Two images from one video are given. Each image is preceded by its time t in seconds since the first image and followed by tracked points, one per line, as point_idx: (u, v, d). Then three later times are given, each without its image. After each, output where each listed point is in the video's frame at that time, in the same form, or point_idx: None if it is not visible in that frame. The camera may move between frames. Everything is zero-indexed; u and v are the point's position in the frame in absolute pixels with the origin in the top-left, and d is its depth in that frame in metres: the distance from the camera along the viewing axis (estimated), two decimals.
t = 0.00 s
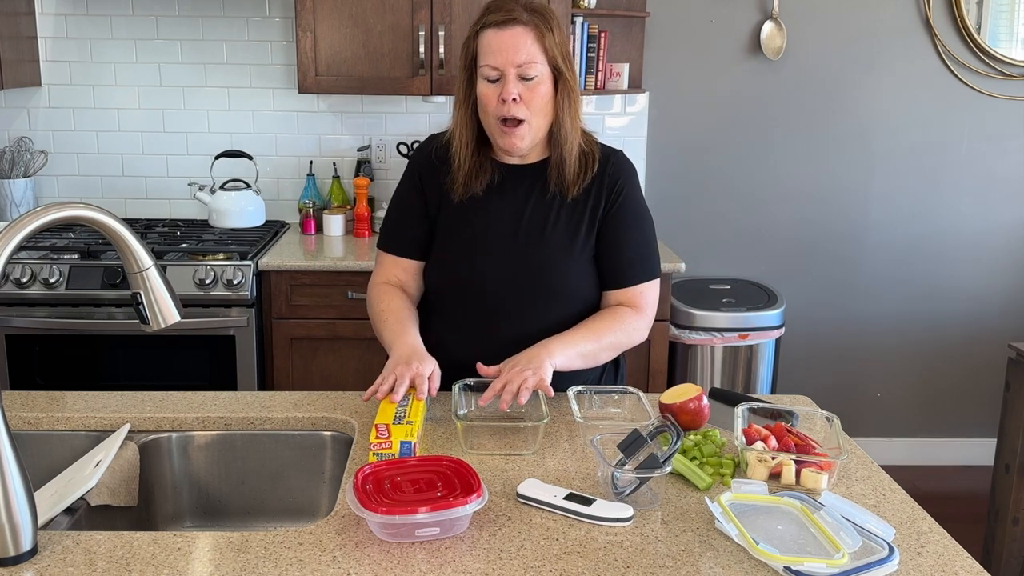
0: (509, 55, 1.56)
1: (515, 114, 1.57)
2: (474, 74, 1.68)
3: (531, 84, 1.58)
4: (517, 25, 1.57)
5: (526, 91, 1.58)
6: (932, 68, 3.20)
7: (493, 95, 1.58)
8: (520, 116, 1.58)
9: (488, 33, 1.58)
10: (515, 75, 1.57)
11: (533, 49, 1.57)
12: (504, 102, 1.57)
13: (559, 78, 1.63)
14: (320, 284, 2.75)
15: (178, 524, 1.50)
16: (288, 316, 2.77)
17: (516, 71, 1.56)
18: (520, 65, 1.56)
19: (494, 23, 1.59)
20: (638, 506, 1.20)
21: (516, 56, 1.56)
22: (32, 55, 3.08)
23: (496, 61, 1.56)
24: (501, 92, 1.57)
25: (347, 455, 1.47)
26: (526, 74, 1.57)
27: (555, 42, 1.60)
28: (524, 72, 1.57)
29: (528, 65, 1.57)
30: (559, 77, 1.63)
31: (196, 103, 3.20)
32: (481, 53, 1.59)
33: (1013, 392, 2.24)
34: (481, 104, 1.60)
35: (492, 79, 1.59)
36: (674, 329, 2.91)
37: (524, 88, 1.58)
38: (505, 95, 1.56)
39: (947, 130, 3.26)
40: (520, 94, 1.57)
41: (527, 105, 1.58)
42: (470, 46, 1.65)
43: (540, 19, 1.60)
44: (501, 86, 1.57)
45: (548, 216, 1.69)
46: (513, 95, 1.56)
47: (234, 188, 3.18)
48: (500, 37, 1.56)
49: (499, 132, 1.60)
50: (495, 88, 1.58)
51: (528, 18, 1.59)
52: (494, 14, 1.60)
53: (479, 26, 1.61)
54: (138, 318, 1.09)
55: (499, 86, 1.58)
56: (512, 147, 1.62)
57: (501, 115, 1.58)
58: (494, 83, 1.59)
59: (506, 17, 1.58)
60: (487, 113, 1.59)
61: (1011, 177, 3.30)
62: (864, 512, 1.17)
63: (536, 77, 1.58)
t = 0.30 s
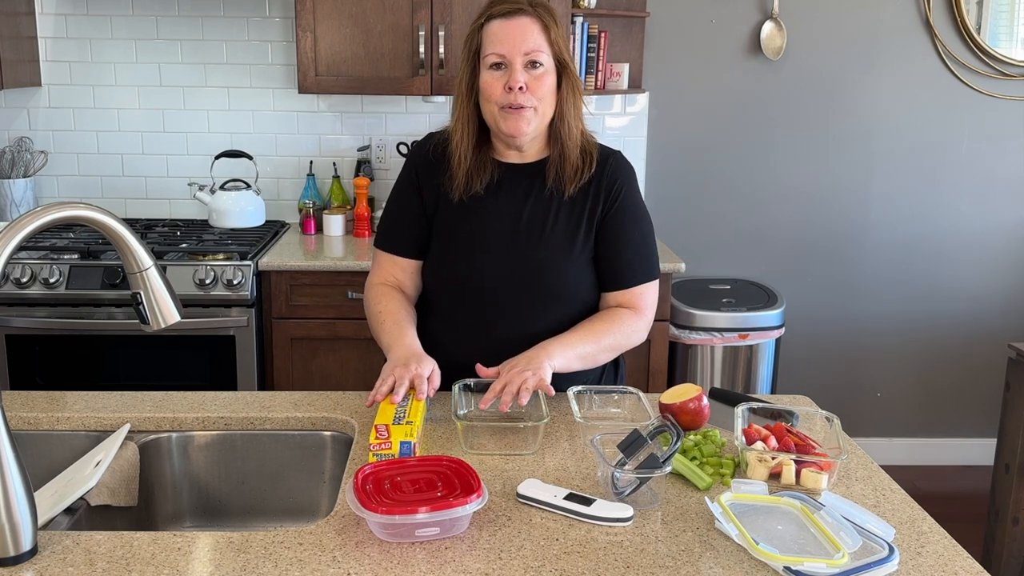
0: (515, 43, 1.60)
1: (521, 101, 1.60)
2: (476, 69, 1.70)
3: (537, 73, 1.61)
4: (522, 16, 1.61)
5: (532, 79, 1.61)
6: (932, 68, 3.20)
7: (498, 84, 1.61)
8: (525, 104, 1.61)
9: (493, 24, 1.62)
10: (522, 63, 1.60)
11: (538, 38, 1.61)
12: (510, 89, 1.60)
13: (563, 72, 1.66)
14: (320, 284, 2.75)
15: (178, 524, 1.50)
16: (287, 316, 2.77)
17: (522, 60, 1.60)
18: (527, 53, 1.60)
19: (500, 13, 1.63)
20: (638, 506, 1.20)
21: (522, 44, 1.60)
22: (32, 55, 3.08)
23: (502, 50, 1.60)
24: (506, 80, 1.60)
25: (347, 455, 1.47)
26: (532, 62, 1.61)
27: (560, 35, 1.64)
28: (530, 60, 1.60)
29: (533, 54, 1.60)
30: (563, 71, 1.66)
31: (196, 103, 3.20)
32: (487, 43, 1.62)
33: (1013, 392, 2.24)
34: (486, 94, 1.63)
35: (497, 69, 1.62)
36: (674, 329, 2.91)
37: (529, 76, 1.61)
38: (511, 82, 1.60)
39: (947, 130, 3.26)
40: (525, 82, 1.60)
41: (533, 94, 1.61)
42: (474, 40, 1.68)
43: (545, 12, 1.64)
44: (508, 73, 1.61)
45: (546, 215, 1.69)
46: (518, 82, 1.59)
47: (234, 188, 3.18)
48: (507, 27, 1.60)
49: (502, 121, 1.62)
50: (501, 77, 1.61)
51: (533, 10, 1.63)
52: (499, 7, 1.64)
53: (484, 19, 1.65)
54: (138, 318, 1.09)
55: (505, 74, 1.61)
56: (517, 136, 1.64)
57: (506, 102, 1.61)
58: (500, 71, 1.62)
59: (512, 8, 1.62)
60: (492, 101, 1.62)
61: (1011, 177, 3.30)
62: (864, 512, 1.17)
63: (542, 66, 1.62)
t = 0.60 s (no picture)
0: (512, 39, 1.61)
1: (518, 96, 1.61)
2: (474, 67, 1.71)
3: (534, 69, 1.62)
4: (520, 12, 1.63)
5: (528, 75, 1.62)
6: (932, 68, 3.20)
7: (494, 79, 1.62)
8: (522, 99, 1.62)
9: (491, 20, 1.64)
10: (519, 59, 1.61)
11: (535, 34, 1.62)
12: (508, 84, 1.61)
13: (560, 69, 1.67)
14: (319, 284, 2.75)
15: (178, 524, 1.50)
16: (288, 316, 2.77)
17: (519, 55, 1.61)
18: (524, 49, 1.61)
19: (498, 10, 1.64)
20: (638, 506, 1.20)
21: (519, 40, 1.61)
22: (32, 55, 3.08)
23: (500, 45, 1.62)
24: (503, 75, 1.61)
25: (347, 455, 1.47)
26: (529, 57, 1.62)
27: (557, 32, 1.66)
28: (527, 55, 1.62)
29: (531, 49, 1.62)
30: (561, 68, 1.67)
31: (196, 103, 3.20)
32: (485, 38, 1.64)
33: (1013, 392, 2.24)
34: (483, 89, 1.64)
35: (494, 64, 1.63)
36: (674, 329, 2.91)
37: (526, 72, 1.62)
38: (509, 77, 1.61)
39: (947, 130, 3.26)
40: (522, 77, 1.61)
41: (529, 89, 1.62)
42: (472, 38, 1.69)
43: (542, 9, 1.65)
44: (505, 68, 1.62)
45: (544, 214, 1.69)
46: (515, 77, 1.60)
47: (234, 188, 3.18)
48: (505, 23, 1.62)
49: (499, 117, 1.63)
50: (498, 72, 1.62)
51: (531, 7, 1.64)
52: (497, 4, 1.66)
53: (482, 16, 1.67)
54: (138, 318, 1.09)
55: (501, 70, 1.62)
56: (514, 132, 1.64)
57: (503, 97, 1.62)
58: (497, 67, 1.63)
59: (510, 5, 1.64)
60: (489, 97, 1.63)
61: (1011, 177, 3.30)
62: (864, 512, 1.17)
63: (539, 62, 1.63)
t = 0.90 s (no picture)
0: (509, 35, 1.62)
1: (515, 91, 1.61)
2: (472, 65, 1.73)
3: (531, 65, 1.63)
4: (517, 9, 1.64)
5: (526, 70, 1.63)
6: (932, 68, 3.20)
7: (492, 75, 1.62)
8: (520, 94, 1.61)
9: (488, 17, 1.65)
10: (516, 55, 1.62)
11: (532, 30, 1.63)
12: (505, 79, 1.61)
13: (557, 66, 1.69)
14: (319, 284, 2.75)
15: (178, 524, 1.50)
16: (288, 316, 2.77)
17: (516, 50, 1.62)
18: (521, 45, 1.62)
19: (495, 8, 1.66)
20: (638, 506, 1.20)
21: (516, 36, 1.62)
22: (32, 55, 3.08)
23: (496, 41, 1.62)
24: (501, 71, 1.62)
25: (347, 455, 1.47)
26: (526, 53, 1.63)
27: (553, 29, 1.67)
28: (524, 51, 1.62)
29: (528, 45, 1.62)
30: (557, 65, 1.69)
31: (196, 103, 3.20)
32: (482, 35, 1.65)
33: (1013, 392, 2.24)
34: (481, 85, 1.64)
35: (492, 60, 1.64)
36: (674, 329, 2.91)
37: (524, 67, 1.62)
38: (506, 72, 1.61)
39: (947, 130, 3.26)
40: (520, 72, 1.62)
41: (527, 85, 1.62)
42: (470, 36, 1.70)
43: (538, 7, 1.67)
44: (502, 65, 1.62)
45: (543, 209, 1.69)
46: (513, 72, 1.61)
47: (234, 188, 3.18)
48: (502, 19, 1.63)
49: (496, 113, 1.63)
50: (495, 69, 1.63)
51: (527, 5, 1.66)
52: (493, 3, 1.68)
53: (478, 15, 1.68)
54: (138, 318, 1.09)
55: (498, 67, 1.63)
56: (512, 126, 1.63)
57: (500, 93, 1.62)
58: (494, 64, 1.63)
59: (507, 2, 1.65)
60: (487, 92, 1.63)
61: (1011, 177, 3.30)
62: (864, 512, 1.17)
63: (536, 58, 1.63)
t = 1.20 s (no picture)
0: (504, 36, 1.62)
1: (511, 91, 1.61)
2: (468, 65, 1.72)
3: (525, 65, 1.63)
4: (512, 9, 1.64)
5: (520, 71, 1.63)
6: (932, 68, 3.20)
7: (488, 77, 1.62)
8: (515, 94, 1.61)
9: (483, 18, 1.65)
10: (511, 55, 1.62)
11: (527, 31, 1.63)
12: (500, 80, 1.61)
13: (551, 66, 1.69)
14: (319, 284, 2.75)
15: (178, 524, 1.50)
16: (288, 316, 2.77)
17: (510, 50, 1.62)
18: (515, 45, 1.62)
19: (490, 8, 1.66)
20: (638, 506, 1.20)
21: (511, 37, 1.62)
22: (32, 55, 3.08)
23: (491, 41, 1.62)
24: (496, 72, 1.61)
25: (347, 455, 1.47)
26: (521, 54, 1.63)
27: (549, 29, 1.67)
28: (519, 51, 1.62)
29: (522, 45, 1.63)
30: (552, 66, 1.69)
31: (196, 103, 3.20)
32: (477, 36, 1.65)
33: (1013, 392, 2.23)
34: (477, 86, 1.64)
35: (486, 60, 1.64)
36: (674, 329, 2.91)
37: (518, 68, 1.63)
38: (500, 73, 1.60)
39: (947, 130, 3.26)
40: (515, 73, 1.61)
41: (523, 85, 1.62)
42: (466, 36, 1.70)
43: (533, 7, 1.67)
44: (497, 66, 1.62)
45: (540, 205, 1.70)
46: (508, 73, 1.60)
47: (234, 188, 3.18)
48: (496, 20, 1.63)
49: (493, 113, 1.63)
50: (491, 70, 1.63)
51: (521, 5, 1.66)
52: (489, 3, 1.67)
53: (474, 15, 1.68)
54: (138, 318, 1.09)
55: (494, 67, 1.63)
56: (508, 124, 1.63)
57: (496, 93, 1.61)
58: (489, 64, 1.63)
59: (501, 3, 1.65)
60: (484, 93, 1.63)
61: (1011, 177, 3.30)
62: (864, 512, 1.17)
63: (530, 59, 1.63)
